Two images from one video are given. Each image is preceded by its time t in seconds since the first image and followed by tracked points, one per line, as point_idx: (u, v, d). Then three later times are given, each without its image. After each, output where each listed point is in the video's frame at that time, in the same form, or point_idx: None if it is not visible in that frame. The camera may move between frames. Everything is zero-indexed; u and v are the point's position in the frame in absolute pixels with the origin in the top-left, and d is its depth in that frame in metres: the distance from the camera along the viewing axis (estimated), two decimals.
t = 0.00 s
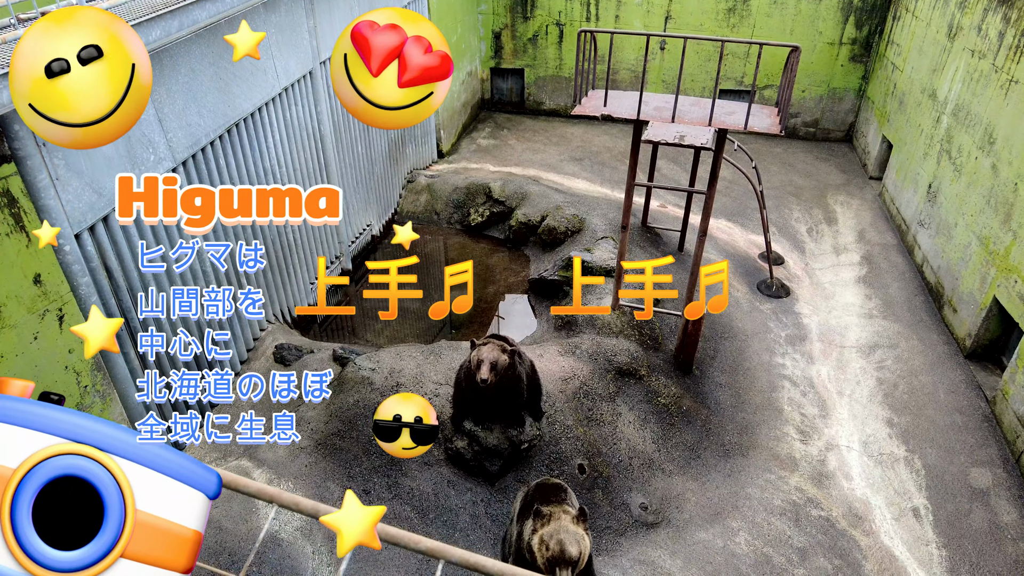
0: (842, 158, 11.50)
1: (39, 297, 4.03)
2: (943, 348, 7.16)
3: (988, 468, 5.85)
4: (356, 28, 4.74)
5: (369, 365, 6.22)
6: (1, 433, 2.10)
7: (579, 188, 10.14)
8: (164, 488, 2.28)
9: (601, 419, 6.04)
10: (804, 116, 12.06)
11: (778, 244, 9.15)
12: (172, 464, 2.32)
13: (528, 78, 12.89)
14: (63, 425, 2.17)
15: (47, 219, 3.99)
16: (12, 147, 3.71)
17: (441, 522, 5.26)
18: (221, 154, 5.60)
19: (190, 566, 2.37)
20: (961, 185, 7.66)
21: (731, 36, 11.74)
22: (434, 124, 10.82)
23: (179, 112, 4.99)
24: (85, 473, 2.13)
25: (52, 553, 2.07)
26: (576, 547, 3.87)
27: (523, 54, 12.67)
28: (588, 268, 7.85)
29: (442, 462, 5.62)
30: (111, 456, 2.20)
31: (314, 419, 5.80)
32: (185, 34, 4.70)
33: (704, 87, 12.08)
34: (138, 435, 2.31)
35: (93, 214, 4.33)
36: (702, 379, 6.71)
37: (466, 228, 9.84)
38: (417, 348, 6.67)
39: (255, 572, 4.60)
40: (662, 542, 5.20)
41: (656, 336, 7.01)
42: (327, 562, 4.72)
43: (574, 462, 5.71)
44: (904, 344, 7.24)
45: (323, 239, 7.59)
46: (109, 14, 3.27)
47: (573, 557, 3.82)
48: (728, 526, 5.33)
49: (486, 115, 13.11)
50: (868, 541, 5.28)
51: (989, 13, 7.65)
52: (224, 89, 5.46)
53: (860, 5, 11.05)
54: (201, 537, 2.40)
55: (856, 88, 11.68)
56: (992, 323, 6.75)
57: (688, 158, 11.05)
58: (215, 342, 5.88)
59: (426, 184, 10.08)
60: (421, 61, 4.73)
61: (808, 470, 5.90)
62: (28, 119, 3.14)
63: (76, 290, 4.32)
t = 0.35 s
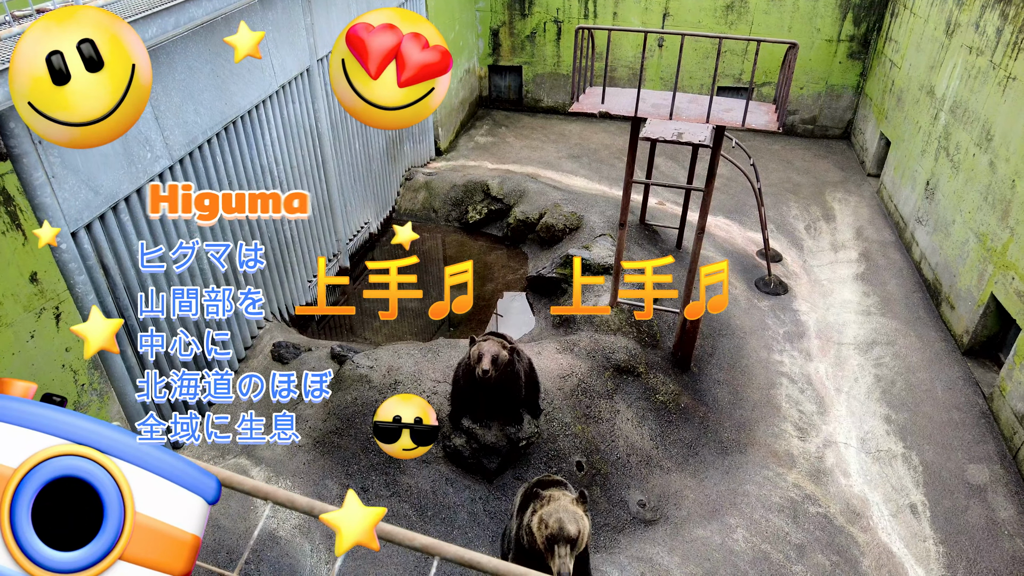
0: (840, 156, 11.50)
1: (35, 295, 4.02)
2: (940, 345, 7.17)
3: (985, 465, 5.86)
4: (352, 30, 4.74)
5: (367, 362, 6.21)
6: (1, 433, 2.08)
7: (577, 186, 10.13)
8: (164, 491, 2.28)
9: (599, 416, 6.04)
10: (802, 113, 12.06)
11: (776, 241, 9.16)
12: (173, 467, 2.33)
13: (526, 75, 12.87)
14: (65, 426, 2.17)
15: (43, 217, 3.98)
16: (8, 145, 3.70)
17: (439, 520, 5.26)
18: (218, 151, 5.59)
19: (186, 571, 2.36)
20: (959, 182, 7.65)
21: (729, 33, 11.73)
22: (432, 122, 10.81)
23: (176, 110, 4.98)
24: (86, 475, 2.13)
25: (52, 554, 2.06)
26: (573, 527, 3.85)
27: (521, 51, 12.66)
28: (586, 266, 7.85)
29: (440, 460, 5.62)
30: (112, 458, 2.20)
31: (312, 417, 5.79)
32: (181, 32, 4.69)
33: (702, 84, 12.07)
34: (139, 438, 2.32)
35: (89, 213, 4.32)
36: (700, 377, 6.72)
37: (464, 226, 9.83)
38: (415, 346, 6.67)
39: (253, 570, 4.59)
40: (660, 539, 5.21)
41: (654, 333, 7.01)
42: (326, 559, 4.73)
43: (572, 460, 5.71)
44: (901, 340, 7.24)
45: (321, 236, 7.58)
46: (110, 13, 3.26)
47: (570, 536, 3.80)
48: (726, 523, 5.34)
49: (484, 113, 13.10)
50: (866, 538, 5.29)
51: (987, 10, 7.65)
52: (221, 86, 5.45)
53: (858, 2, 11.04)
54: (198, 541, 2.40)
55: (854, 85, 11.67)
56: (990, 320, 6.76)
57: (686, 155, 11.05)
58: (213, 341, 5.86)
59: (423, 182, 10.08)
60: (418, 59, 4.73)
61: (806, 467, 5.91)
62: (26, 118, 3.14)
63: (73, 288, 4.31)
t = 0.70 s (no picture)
0: (836, 153, 11.52)
1: (31, 294, 3.98)
2: (936, 341, 7.19)
3: (980, 461, 5.88)
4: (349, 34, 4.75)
5: (365, 360, 6.22)
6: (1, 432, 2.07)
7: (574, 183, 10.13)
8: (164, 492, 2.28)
9: (596, 414, 6.05)
10: (799, 110, 12.08)
11: (772, 239, 9.18)
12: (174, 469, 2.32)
13: (522, 72, 12.86)
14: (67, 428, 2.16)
15: (39, 216, 3.96)
16: (2, 143, 3.68)
17: (437, 517, 5.26)
18: (214, 149, 5.58)
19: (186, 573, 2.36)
20: (955, 179, 7.67)
21: (726, 30, 11.73)
22: (429, 119, 10.80)
23: (171, 108, 4.96)
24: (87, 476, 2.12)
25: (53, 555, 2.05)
26: (563, 489, 3.86)
27: (517, 48, 12.64)
28: (583, 263, 7.85)
29: (438, 458, 5.62)
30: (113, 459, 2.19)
31: (309, 416, 5.78)
32: (176, 29, 4.67)
33: (699, 81, 12.08)
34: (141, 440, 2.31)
35: (85, 212, 4.30)
36: (697, 374, 6.74)
37: (461, 224, 9.81)
38: (412, 344, 6.66)
39: (251, 569, 4.58)
40: (657, 536, 5.22)
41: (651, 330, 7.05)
42: (324, 558, 4.74)
43: (569, 457, 5.71)
44: (897, 337, 7.27)
45: (317, 234, 7.57)
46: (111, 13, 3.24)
47: (560, 494, 3.79)
48: (724, 519, 5.36)
49: (480, 111, 13.08)
50: (862, 534, 5.31)
51: (982, 7, 7.67)
52: (217, 85, 5.44)
53: None
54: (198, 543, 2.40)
55: (850, 82, 11.69)
56: (985, 317, 6.78)
57: (683, 153, 11.06)
58: (209, 341, 5.83)
59: (420, 180, 10.09)
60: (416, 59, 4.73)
61: (802, 464, 5.92)
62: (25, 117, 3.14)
63: (69, 287, 4.28)
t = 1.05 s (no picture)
0: (831, 152, 11.54)
1: (24, 295, 3.95)
2: (930, 339, 7.22)
3: (974, 457, 5.91)
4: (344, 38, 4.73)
5: (361, 360, 6.21)
6: None
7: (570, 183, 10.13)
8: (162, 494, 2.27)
9: (592, 412, 6.06)
10: (793, 109, 12.11)
11: (768, 237, 9.19)
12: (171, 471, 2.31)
13: (517, 72, 12.86)
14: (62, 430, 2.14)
15: (31, 217, 3.93)
16: None
17: (433, 517, 5.26)
18: (209, 150, 5.57)
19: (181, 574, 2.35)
20: (948, 177, 7.70)
21: (720, 29, 11.75)
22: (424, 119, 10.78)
23: (164, 108, 4.95)
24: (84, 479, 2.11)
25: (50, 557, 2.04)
26: (553, 467, 3.94)
27: (513, 47, 12.64)
28: (579, 262, 7.85)
29: (434, 457, 5.62)
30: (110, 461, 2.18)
31: (305, 416, 5.77)
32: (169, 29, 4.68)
33: (693, 80, 12.10)
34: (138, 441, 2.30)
35: (78, 212, 4.28)
36: (693, 373, 6.75)
37: (457, 223, 9.80)
38: (408, 345, 6.66)
39: (246, 569, 4.57)
40: (653, 535, 5.23)
41: (647, 329, 7.04)
42: (320, 558, 4.73)
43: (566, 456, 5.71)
44: (892, 335, 7.29)
45: (312, 234, 7.55)
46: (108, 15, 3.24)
47: (549, 470, 3.88)
48: (720, 518, 5.37)
49: (476, 110, 13.07)
50: (858, 531, 5.33)
51: (975, 6, 7.70)
52: (211, 85, 5.42)
53: None
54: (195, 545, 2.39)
55: (844, 81, 11.72)
56: (979, 314, 6.80)
57: (678, 152, 11.07)
58: (204, 341, 5.80)
59: (416, 179, 10.07)
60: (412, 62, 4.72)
61: (798, 462, 5.94)
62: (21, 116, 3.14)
63: (62, 288, 4.25)
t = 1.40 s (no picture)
0: (825, 151, 11.57)
1: (17, 297, 3.92)
2: (924, 337, 7.25)
3: (967, 454, 5.93)
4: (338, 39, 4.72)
5: (356, 361, 6.21)
6: None
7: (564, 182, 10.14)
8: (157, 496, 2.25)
9: (588, 411, 6.07)
10: (787, 108, 12.15)
11: (762, 236, 9.22)
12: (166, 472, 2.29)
13: (512, 71, 12.86)
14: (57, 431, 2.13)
15: (24, 219, 3.91)
16: None
17: (429, 517, 5.26)
18: (203, 150, 5.55)
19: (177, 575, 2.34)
20: (941, 176, 7.74)
21: (714, 29, 11.77)
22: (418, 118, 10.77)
23: (158, 109, 4.93)
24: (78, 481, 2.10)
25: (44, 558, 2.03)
26: (546, 456, 3.95)
27: (507, 47, 12.64)
28: (575, 262, 7.85)
29: (430, 457, 5.62)
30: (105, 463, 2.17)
31: (301, 417, 5.76)
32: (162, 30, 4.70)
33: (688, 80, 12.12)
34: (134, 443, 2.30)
35: (71, 213, 4.26)
36: (689, 372, 6.76)
37: (452, 223, 9.79)
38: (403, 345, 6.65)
39: (242, 571, 4.56)
40: (649, 533, 5.24)
41: (642, 328, 7.05)
42: (316, 559, 4.72)
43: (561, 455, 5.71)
44: (886, 333, 7.32)
45: (307, 235, 7.53)
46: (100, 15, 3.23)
47: (542, 458, 3.89)
48: (715, 516, 5.38)
49: (470, 110, 13.07)
50: (853, 528, 5.35)
51: (967, 6, 7.74)
52: (204, 85, 5.40)
53: None
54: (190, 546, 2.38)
55: (837, 80, 11.76)
56: (972, 312, 6.84)
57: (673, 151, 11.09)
58: (198, 342, 5.78)
59: (411, 179, 10.06)
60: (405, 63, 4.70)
61: (793, 460, 5.96)
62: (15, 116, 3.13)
63: (56, 290, 4.23)
